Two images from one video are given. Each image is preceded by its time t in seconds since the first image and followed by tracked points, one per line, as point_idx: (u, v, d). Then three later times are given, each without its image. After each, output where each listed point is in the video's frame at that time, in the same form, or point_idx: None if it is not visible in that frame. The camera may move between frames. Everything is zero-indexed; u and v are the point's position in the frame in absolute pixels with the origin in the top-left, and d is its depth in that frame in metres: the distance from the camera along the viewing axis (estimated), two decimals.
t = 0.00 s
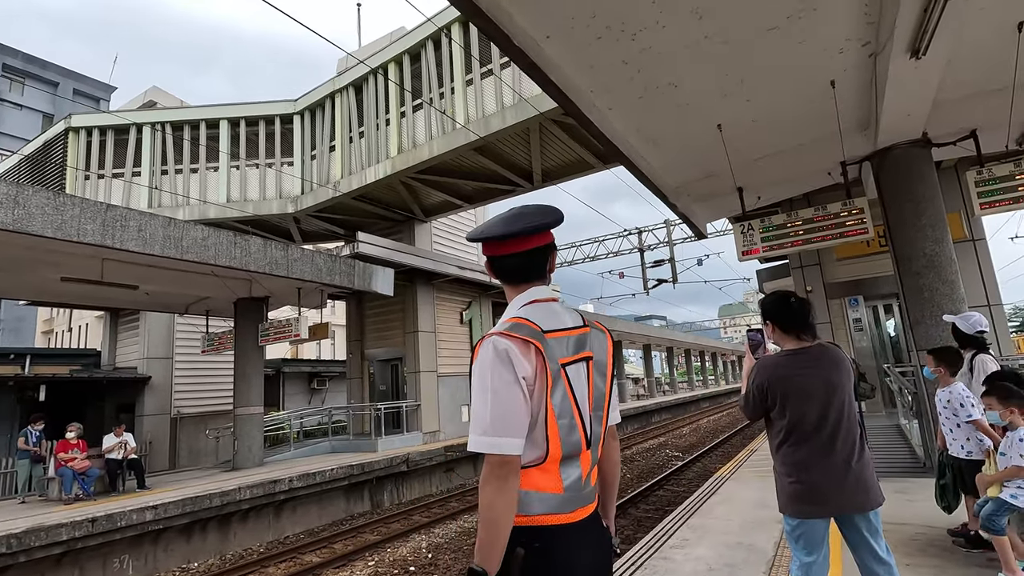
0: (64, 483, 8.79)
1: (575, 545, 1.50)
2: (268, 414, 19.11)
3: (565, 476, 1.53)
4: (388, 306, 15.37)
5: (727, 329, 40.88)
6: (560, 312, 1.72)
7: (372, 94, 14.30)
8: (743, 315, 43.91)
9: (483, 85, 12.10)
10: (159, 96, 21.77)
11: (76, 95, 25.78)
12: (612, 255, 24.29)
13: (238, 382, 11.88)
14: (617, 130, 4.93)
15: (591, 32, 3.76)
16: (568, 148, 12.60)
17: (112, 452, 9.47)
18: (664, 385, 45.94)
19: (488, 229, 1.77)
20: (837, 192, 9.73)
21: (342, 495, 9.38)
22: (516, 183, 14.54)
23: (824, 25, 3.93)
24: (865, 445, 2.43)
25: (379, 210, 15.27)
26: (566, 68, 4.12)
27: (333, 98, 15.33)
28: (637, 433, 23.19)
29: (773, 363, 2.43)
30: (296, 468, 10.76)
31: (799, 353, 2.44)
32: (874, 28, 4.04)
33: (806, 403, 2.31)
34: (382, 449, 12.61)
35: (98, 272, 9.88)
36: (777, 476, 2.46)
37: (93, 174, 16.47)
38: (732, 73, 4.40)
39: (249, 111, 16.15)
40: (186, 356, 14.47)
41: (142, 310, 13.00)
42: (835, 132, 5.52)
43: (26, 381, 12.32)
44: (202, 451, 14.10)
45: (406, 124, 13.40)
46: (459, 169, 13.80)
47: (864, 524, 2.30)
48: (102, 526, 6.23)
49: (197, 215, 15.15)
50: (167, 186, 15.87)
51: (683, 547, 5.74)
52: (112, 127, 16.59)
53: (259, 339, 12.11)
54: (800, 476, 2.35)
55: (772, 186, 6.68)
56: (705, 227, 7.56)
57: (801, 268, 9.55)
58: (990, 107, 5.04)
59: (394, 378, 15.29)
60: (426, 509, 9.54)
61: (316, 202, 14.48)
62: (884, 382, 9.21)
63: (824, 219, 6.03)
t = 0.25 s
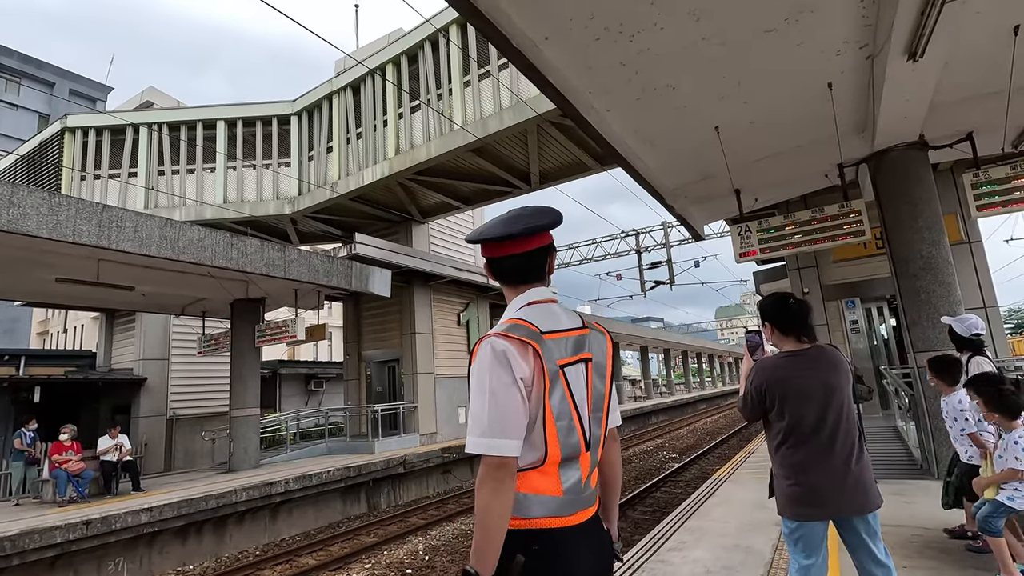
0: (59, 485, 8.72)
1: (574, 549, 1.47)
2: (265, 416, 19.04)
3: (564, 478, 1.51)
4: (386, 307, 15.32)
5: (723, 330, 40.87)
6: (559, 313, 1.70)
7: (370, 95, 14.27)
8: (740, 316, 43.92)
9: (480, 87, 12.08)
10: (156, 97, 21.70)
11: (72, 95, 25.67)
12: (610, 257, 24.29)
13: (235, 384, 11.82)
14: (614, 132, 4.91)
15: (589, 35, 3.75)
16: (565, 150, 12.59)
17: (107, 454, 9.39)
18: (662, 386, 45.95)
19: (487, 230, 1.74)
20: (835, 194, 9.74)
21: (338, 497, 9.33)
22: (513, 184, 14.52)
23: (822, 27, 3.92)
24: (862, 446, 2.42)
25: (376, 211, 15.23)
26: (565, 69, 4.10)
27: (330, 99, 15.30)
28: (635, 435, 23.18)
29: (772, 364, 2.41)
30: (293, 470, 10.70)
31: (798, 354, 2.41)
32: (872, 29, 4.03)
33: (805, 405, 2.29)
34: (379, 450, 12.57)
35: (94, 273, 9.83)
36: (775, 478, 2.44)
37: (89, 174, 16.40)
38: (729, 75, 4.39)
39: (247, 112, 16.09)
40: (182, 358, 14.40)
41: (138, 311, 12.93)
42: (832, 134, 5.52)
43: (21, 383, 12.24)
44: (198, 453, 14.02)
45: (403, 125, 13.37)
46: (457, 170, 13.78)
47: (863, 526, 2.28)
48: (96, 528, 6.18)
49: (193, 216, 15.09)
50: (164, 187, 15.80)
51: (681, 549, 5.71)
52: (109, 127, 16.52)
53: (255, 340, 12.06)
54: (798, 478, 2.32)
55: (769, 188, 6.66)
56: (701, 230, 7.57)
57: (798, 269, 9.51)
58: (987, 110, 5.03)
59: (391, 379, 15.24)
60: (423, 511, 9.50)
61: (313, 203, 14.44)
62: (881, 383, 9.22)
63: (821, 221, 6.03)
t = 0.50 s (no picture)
0: (57, 486, 8.69)
1: (576, 551, 1.45)
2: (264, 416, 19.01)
3: (566, 480, 1.49)
4: (385, 308, 15.30)
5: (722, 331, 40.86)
6: (561, 314, 1.68)
7: (370, 96, 14.25)
8: (739, 318, 43.90)
9: (480, 88, 12.08)
10: (155, 97, 21.67)
11: (71, 96, 25.64)
12: (610, 258, 24.28)
13: (234, 385, 11.79)
14: (614, 133, 4.89)
15: (589, 36, 3.75)
16: (565, 151, 12.58)
17: (105, 455, 9.35)
18: (661, 388, 45.92)
19: (490, 232, 1.72)
20: (835, 196, 9.73)
21: (337, 498, 9.30)
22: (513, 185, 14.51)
23: (822, 29, 3.91)
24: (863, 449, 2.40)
25: (376, 212, 15.21)
26: (565, 71, 4.09)
27: (330, 100, 15.28)
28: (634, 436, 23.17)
29: (772, 366, 2.39)
30: (292, 471, 10.69)
31: (798, 356, 2.40)
32: (871, 32, 4.02)
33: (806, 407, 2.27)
34: (378, 452, 12.54)
35: (93, 273, 9.80)
36: (776, 480, 2.42)
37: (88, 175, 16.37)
38: (729, 76, 4.38)
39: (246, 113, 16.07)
40: (181, 358, 14.37)
41: (137, 311, 12.90)
42: (832, 136, 5.51)
43: (19, 383, 12.20)
44: (197, 453, 13.99)
45: (403, 126, 13.35)
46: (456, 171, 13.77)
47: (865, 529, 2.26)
48: (94, 529, 6.16)
49: (192, 217, 15.07)
50: (163, 187, 15.77)
51: (681, 551, 5.69)
52: (108, 127, 16.49)
53: (255, 341, 12.03)
54: (799, 480, 2.30)
55: (768, 189, 6.65)
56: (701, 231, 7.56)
57: (797, 271, 9.50)
58: (987, 112, 5.02)
59: (390, 381, 15.20)
60: (422, 512, 9.47)
61: (313, 204, 14.43)
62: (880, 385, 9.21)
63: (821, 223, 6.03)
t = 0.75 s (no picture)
0: (59, 487, 8.68)
1: (581, 555, 1.43)
2: (265, 418, 19.01)
3: (571, 483, 1.47)
4: (387, 310, 15.30)
5: (723, 333, 40.82)
6: (566, 316, 1.66)
7: (372, 98, 14.26)
8: (741, 320, 43.87)
9: (482, 90, 12.08)
10: (158, 99, 21.70)
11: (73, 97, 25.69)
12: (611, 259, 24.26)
13: (235, 386, 11.78)
14: (617, 134, 4.88)
15: (592, 38, 3.73)
16: (567, 153, 12.58)
17: (107, 456, 9.34)
18: (662, 390, 45.86)
19: (493, 235, 1.71)
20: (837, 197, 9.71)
21: (338, 500, 9.28)
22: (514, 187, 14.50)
23: (825, 30, 3.89)
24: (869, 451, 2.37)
25: (377, 214, 15.21)
26: (567, 72, 4.07)
27: (332, 102, 15.29)
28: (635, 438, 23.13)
29: (776, 368, 2.37)
30: (293, 472, 10.68)
31: (802, 358, 2.38)
32: (874, 33, 4.00)
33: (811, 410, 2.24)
34: (379, 453, 12.52)
35: (95, 274, 9.80)
36: (782, 483, 2.39)
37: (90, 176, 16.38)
38: (732, 78, 4.36)
39: (248, 114, 16.08)
40: (183, 360, 14.36)
41: (139, 313, 12.90)
42: (835, 138, 5.49)
43: (21, 385, 12.20)
44: (198, 455, 13.98)
45: (404, 128, 13.36)
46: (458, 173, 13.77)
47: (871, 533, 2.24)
48: (96, 531, 6.14)
49: (194, 218, 15.08)
50: (165, 189, 15.78)
51: (684, 554, 5.66)
52: (110, 129, 16.50)
53: (256, 343, 12.02)
54: (804, 483, 2.28)
55: (771, 191, 6.63)
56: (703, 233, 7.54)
57: (799, 273, 9.45)
58: (990, 114, 5.01)
59: (392, 382, 15.18)
60: (424, 514, 9.45)
61: (315, 206, 14.43)
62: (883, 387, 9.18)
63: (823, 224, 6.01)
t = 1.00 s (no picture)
0: (72, 487, 8.76)
1: (594, 556, 1.42)
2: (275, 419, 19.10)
3: (583, 483, 1.46)
4: (395, 312, 15.33)
5: (732, 334, 40.58)
6: (578, 316, 1.64)
7: (379, 100, 14.31)
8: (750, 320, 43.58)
9: (489, 91, 12.09)
10: (169, 103, 21.90)
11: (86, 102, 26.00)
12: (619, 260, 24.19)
13: (245, 388, 11.85)
14: (624, 134, 4.86)
15: (599, 38, 3.71)
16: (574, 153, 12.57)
17: (119, 457, 9.42)
18: (671, 391, 45.64)
19: (504, 235, 1.71)
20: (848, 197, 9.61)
21: (348, 501, 9.30)
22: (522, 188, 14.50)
23: (835, 28, 3.85)
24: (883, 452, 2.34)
25: (385, 216, 15.25)
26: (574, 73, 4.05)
27: (340, 104, 15.35)
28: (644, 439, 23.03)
29: (789, 368, 2.34)
30: (303, 473, 10.72)
31: (815, 358, 2.35)
32: (884, 31, 3.96)
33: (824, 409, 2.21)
34: (388, 455, 12.54)
35: (107, 277, 9.89)
36: (794, 484, 2.36)
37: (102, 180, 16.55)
38: (740, 77, 4.32)
39: (257, 117, 16.18)
40: (193, 362, 14.46)
41: (150, 315, 13.01)
42: (845, 136, 5.43)
43: (35, 386, 12.33)
44: (209, 456, 14.06)
45: (412, 130, 13.39)
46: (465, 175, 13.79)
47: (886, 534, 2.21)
48: (108, 531, 6.19)
49: (204, 221, 15.20)
50: (176, 192, 15.91)
51: (695, 555, 5.61)
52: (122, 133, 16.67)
53: (266, 344, 12.08)
54: (817, 484, 2.24)
55: (781, 190, 6.58)
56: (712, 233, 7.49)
57: (810, 273, 9.32)
58: (1004, 111, 4.94)
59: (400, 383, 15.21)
60: (433, 515, 9.44)
61: (323, 208, 14.49)
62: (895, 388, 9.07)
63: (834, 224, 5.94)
